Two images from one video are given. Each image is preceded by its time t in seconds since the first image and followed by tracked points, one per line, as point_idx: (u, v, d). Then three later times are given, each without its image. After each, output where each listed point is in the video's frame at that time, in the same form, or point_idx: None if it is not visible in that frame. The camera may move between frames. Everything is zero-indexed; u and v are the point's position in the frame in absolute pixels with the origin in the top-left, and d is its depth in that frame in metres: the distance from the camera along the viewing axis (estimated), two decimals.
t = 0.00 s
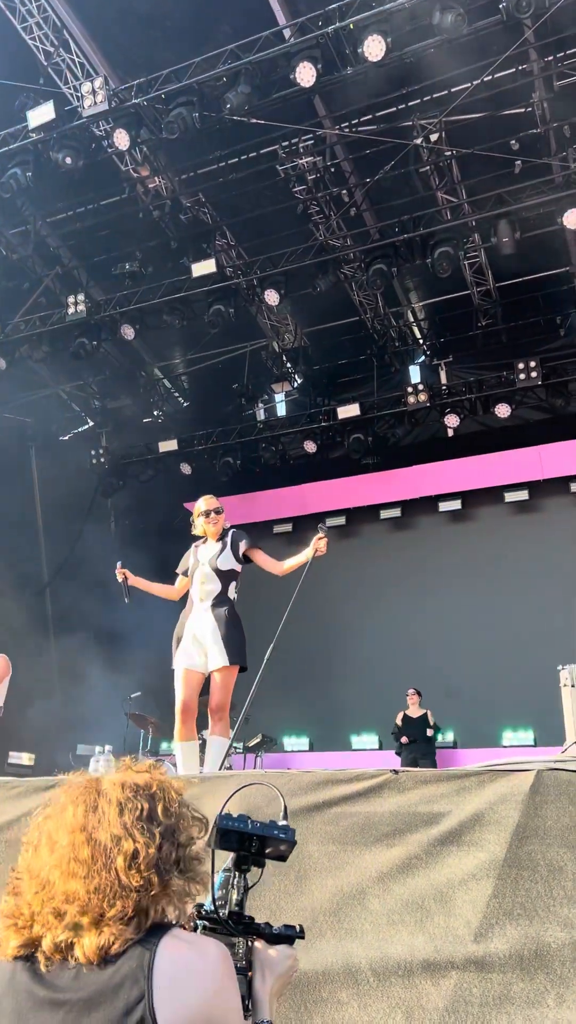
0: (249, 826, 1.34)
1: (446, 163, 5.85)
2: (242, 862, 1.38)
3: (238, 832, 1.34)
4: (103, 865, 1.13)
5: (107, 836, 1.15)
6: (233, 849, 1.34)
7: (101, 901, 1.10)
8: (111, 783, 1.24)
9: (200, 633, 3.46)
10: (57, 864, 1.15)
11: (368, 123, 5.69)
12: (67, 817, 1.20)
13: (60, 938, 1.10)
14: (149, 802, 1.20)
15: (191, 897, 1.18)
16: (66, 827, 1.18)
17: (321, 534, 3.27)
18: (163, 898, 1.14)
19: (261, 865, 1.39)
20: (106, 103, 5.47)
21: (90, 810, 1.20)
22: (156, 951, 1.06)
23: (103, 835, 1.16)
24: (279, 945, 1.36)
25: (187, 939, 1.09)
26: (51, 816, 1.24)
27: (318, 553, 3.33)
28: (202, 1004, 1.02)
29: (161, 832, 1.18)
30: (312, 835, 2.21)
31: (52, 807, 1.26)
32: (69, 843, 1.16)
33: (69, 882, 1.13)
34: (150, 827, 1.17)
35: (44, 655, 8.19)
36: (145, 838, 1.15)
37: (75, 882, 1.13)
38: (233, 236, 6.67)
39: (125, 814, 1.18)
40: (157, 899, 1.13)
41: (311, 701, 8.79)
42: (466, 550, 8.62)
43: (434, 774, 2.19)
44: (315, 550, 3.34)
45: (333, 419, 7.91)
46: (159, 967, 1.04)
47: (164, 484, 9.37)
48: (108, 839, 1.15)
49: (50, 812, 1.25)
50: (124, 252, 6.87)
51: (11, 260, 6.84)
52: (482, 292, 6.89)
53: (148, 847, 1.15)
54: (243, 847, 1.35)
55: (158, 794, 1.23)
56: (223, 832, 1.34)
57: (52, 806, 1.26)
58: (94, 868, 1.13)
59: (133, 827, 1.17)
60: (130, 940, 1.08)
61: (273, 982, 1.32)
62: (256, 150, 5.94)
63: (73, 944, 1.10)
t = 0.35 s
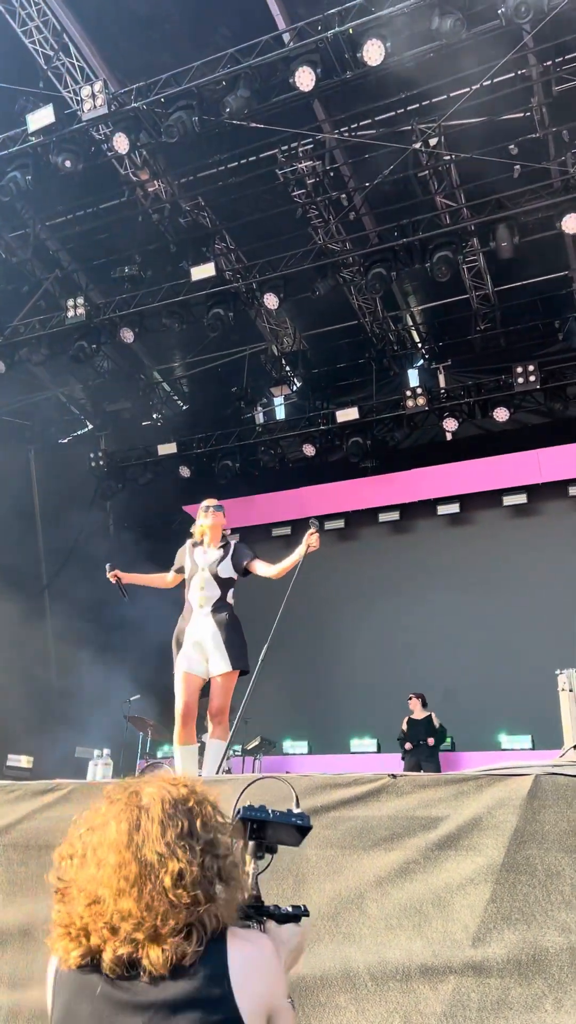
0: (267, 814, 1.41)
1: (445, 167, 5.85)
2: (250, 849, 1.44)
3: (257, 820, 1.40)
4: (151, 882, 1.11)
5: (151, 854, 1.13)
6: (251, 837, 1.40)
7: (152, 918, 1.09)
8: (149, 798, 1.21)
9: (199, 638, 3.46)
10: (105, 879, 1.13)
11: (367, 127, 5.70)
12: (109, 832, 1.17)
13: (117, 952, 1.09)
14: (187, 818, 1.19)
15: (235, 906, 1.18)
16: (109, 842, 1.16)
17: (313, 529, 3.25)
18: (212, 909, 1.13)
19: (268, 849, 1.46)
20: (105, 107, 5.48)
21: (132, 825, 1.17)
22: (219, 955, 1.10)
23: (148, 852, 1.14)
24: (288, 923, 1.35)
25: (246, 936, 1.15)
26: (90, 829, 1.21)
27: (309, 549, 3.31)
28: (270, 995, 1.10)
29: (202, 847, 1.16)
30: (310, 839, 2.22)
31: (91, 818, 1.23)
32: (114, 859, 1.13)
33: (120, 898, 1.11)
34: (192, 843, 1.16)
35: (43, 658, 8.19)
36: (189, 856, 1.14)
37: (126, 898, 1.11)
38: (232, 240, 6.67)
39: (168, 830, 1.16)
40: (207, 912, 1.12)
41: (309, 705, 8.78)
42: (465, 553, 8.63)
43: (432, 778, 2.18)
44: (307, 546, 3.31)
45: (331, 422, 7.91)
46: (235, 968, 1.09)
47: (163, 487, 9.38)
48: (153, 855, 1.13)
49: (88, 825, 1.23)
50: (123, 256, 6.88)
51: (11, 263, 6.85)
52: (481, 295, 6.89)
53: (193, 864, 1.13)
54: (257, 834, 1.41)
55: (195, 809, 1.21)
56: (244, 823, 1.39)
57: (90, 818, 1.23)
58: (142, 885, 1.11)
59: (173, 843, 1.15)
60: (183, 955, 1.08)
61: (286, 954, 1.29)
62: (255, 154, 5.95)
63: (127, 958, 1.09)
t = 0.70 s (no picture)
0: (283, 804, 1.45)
1: (441, 169, 5.87)
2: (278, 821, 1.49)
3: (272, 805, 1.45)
4: (193, 872, 1.10)
5: (192, 844, 1.12)
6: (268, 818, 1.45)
7: (195, 907, 1.08)
8: (189, 790, 1.20)
9: (195, 637, 3.47)
10: (147, 866, 1.12)
11: (363, 129, 5.72)
12: (151, 822, 1.16)
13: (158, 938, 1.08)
14: (225, 812, 1.17)
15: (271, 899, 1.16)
16: (152, 831, 1.15)
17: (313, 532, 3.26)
18: (250, 903, 1.12)
19: (287, 831, 1.51)
20: (102, 108, 5.48)
21: (174, 815, 1.16)
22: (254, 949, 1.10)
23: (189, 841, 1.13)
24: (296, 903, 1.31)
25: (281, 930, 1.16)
26: (129, 819, 1.20)
27: (310, 550, 3.31)
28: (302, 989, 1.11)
29: (240, 839, 1.15)
30: (308, 839, 2.23)
31: (129, 808, 1.22)
32: (156, 848, 1.12)
33: (162, 886, 1.10)
34: (231, 836, 1.15)
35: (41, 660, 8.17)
36: (229, 849, 1.13)
37: (168, 885, 1.10)
38: (229, 242, 6.68)
39: (210, 821, 1.15)
40: (245, 905, 1.11)
41: (307, 706, 8.77)
42: (462, 554, 8.63)
43: (430, 777, 2.20)
44: (306, 548, 3.32)
45: (328, 423, 7.92)
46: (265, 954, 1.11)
47: (160, 489, 9.37)
48: (195, 845, 1.12)
49: (127, 814, 1.21)
50: (120, 258, 6.89)
51: (7, 265, 6.85)
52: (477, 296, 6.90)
53: (232, 855, 1.12)
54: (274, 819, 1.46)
55: (232, 803, 1.19)
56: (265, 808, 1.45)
57: (129, 808, 1.22)
58: (184, 874, 1.10)
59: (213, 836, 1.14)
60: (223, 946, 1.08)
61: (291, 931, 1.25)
62: (252, 156, 5.97)
63: (167, 945, 1.09)
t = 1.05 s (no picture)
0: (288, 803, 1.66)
1: (434, 173, 5.89)
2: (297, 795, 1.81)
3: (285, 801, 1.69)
4: (251, 893, 1.12)
5: (250, 867, 1.14)
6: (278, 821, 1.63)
7: (252, 931, 1.10)
8: (245, 809, 1.22)
9: (192, 641, 3.46)
10: (205, 885, 1.14)
11: (356, 133, 5.73)
12: (208, 840, 1.18)
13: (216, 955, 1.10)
14: (280, 835, 1.19)
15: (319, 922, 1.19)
16: (210, 850, 1.16)
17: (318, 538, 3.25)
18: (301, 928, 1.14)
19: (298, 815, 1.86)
20: (95, 113, 5.47)
21: (231, 835, 1.18)
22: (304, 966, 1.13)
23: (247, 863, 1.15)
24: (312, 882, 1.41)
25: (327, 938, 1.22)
26: (188, 834, 1.22)
27: (315, 559, 3.31)
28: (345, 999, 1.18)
29: (294, 863, 1.17)
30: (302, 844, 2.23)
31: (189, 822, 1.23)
32: (215, 868, 1.14)
33: (221, 906, 1.12)
34: (286, 861, 1.16)
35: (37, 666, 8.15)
36: (284, 874, 1.14)
37: (226, 908, 1.11)
38: (222, 245, 6.69)
39: (267, 844, 1.17)
40: (296, 928, 1.14)
41: (302, 709, 8.77)
42: (457, 557, 8.64)
43: (425, 781, 2.19)
44: (312, 556, 3.31)
45: (323, 426, 7.93)
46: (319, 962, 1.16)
47: (154, 493, 9.37)
48: (253, 868, 1.14)
49: (184, 829, 1.23)
50: (113, 261, 6.89)
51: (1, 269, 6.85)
52: (470, 299, 6.92)
53: (286, 881, 1.14)
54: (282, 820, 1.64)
55: (287, 826, 1.21)
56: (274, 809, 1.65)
57: (188, 822, 1.24)
58: (242, 896, 1.12)
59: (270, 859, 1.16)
60: (277, 970, 1.10)
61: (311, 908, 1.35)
62: (245, 159, 5.97)
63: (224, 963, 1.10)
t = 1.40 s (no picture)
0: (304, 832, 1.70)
1: (430, 185, 5.94)
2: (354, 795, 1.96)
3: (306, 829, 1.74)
4: (312, 917, 1.17)
5: (308, 894, 1.19)
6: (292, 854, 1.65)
7: (311, 953, 1.15)
8: (309, 833, 1.26)
9: (195, 651, 3.45)
10: (269, 906, 1.20)
11: (353, 145, 5.76)
12: (272, 861, 1.24)
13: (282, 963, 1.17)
14: (339, 863, 1.23)
15: (382, 942, 1.24)
16: (273, 873, 1.22)
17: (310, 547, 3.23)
18: (360, 952, 1.19)
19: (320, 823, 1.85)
20: (93, 126, 5.50)
21: (293, 859, 1.23)
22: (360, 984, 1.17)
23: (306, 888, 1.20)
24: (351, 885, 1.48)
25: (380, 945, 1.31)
26: (256, 849, 1.28)
27: (307, 564, 3.29)
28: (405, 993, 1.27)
29: (351, 892, 1.22)
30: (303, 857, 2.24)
31: (260, 835, 1.30)
32: (277, 891, 1.20)
33: (283, 926, 1.17)
34: (343, 890, 1.21)
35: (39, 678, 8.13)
36: (340, 904, 1.19)
37: (288, 930, 1.17)
38: (220, 258, 6.71)
39: (331, 870, 1.21)
40: (355, 954, 1.18)
41: (301, 720, 8.75)
42: (456, 567, 8.65)
43: (426, 793, 2.19)
44: (303, 562, 3.29)
45: (321, 437, 7.95)
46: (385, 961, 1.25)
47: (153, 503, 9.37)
48: (312, 894, 1.19)
49: (254, 841, 1.30)
50: (112, 273, 6.92)
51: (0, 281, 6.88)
52: (468, 310, 6.94)
53: (342, 911, 1.19)
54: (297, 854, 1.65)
55: (347, 853, 1.25)
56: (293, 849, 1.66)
57: (257, 836, 1.30)
58: (301, 920, 1.17)
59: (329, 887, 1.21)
60: (336, 988, 1.15)
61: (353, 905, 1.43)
62: (242, 172, 6.01)
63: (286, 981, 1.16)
